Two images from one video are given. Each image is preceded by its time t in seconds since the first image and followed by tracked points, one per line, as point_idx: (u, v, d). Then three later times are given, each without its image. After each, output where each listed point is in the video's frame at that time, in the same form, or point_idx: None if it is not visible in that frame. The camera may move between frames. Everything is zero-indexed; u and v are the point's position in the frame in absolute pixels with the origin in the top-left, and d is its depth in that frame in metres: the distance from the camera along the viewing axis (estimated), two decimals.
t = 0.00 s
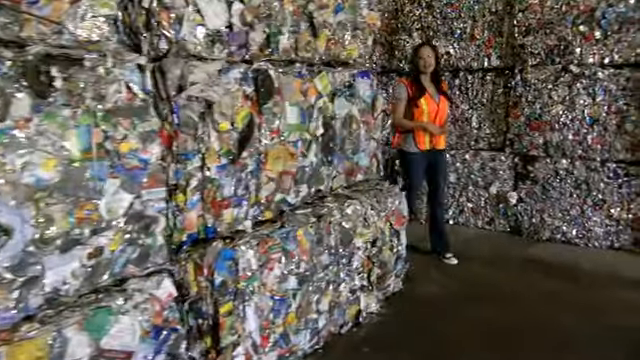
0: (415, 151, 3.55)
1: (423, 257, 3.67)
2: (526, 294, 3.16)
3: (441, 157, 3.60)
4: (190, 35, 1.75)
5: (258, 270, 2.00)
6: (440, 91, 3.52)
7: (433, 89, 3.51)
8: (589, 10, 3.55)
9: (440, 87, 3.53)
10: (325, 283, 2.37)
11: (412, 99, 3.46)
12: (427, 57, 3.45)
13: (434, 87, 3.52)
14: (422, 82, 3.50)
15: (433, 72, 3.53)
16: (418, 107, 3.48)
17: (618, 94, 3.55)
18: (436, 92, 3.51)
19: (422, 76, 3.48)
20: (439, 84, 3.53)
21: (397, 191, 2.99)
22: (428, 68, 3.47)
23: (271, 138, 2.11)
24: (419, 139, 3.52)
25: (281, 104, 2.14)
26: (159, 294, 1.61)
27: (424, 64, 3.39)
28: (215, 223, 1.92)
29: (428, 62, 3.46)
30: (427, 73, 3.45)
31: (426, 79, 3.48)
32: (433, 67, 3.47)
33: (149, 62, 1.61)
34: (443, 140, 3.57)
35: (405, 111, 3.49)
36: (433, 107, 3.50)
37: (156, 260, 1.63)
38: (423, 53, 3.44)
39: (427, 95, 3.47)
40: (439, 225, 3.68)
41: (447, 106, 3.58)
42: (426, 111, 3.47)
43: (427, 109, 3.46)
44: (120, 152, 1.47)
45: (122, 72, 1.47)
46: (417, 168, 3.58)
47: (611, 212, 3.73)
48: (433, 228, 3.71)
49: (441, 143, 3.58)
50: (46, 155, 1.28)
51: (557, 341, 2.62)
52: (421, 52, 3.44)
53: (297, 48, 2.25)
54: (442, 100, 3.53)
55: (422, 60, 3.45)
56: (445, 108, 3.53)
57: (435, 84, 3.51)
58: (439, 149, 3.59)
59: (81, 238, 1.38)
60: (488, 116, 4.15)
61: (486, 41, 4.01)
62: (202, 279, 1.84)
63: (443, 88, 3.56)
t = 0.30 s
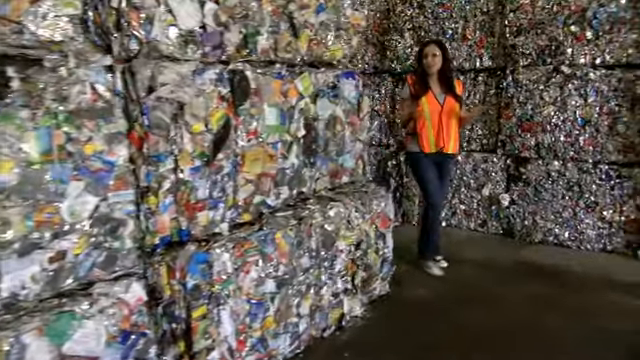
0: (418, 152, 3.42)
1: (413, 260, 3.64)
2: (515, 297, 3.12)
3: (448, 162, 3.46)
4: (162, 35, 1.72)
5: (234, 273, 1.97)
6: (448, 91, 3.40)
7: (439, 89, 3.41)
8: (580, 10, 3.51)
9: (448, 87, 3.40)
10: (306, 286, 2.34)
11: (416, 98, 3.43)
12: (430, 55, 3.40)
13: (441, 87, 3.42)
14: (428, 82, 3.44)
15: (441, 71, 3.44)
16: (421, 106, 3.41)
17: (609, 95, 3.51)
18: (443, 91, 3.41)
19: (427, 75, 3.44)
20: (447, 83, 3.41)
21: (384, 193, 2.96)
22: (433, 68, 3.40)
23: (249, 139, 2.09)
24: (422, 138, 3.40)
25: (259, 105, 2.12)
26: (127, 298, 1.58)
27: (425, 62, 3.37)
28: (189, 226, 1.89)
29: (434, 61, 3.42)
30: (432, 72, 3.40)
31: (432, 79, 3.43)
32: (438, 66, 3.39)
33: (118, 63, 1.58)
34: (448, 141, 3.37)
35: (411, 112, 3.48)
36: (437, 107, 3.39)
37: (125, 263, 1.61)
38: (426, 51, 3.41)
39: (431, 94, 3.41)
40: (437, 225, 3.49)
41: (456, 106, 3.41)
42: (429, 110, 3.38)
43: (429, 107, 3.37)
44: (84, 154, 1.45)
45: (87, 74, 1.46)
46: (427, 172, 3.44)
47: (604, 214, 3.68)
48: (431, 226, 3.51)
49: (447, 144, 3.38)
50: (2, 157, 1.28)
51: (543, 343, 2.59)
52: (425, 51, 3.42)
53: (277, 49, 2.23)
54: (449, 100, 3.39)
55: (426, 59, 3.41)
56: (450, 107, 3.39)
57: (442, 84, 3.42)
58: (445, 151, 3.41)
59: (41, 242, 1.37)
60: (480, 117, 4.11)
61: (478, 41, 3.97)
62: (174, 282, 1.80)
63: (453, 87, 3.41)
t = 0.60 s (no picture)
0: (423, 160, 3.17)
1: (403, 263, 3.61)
2: (504, 300, 3.07)
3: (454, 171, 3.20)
4: (132, 36, 1.69)
5: (209, 277, 1.95)
6: (454, 96, 3.16)
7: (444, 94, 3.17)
8: (571, 11, 3.47)
9: (454, 91, 3.16)
10: (285, 290, 2.31)
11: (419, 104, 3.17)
12: (434, 58, 3.13)
13: (447, 91, 3.17)
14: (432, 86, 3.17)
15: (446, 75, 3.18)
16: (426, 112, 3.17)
17: (601, 96, 3.46)
18: (449, 96, 3.17)
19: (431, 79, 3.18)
20: (453, 87, 3.16)
21: (370, 195, 2.93)
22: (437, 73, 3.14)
23: (225, 140, 2.07)
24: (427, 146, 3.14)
25: (236, 106, 2.10)
26: (93, 303, 1.55)
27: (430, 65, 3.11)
28: (162, 229, 1.86)
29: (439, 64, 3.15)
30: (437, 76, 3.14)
31: (436, 83, 3.16)
32: (443, 70, 3.13)
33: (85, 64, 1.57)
34: (455, 149, 3.12)
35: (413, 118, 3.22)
36: (444, 113, 3.16)
37: (91, 267, 1.57)
38: (429, 54, 3.15)
39: (437, 99, 3.16)
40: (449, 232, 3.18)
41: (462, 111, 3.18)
42: (435, 116, 3.14)
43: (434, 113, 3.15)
44: (45, 156, 1.44)
45: (49, 76, 1.45)
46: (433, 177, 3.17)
47: (596, 217, 3.63)
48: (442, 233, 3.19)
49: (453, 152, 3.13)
50: None
51: (528, 347, 2.54)
52: (427, 54, 3.16)
53: (255, 50, 2.20)
54: (455, 106, 3.16)
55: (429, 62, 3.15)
56: (456, 113, 3.16)
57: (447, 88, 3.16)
58: (451, 160, 3.15)
59: None
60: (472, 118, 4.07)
61: (469, 42, 3.93)
62: (145, 286, 1.79)
63: (459, 92, 3.17)
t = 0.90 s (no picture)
0: (434, 165, 2.92)
1: (391, 266, 3.57)
2: (490, 304, 3.02)
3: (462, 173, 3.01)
4: (101, 37, 1.67)
5: (182, 281, 1.92)
6: (461, 94, 3.04)
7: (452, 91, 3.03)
8: (560, 11, 3.42)
9: (461, 88, 3.06)
10: (264, 294, 2.28)
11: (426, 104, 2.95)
12: (440, 52, 3.02)
13: (452, 89, 3.05)
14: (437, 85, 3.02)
15: (450, 72, 3.08)
16: (434, 112, 2.95)
17: (591, 98, 3.42)
18: (456, 94, 3.04)
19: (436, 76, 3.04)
20: (459, 84, 3.06)
21: (355, 198, 2.89)
22: (442, 67, 3.03)
23: (201, 143, 2.04)
24: (439, 150, 2.89)
25: (211, 109, 2.07)
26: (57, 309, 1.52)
27: (436, 59, 2.99)
28: (133, 233, 1.83)
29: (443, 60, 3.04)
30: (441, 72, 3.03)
31: (442, 79, 3.04)
32: (448, 65, 3.04)
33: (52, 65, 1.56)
34: (466, 150, 2.95)
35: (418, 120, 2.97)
36: (453, 112, 2.99)
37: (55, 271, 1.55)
38: (433, 48, 3.04)
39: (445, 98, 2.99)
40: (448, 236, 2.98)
41: (470, 110, 3.05)
42: (444, 116, 2.96)
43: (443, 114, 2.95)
44: (4, 160, 1.41)
45: (10, 77, 1.43)
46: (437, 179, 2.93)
47: (587, 220, 3.58)
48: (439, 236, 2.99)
49: (464, 152, 2.96)
50: None
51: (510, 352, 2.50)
52: (431, 49, 3.05)
53: (232, 51, 2.17)
54: (463, 104, 3.03)
55: (434, 57, 3.03)
56: (465, 111, 3.01)
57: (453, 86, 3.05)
58: (461, 162, 2.98)
59: None
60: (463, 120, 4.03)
61: (459, 43, 3.90)
62: (115, 291, 1.75)
63: (465, 89, 3.07)
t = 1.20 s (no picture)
0: (433, 171, 2.77)
1: (378, 269, 3.54)
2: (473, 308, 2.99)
3: (463, 178, 2.87)
4: (66, 38, 1.64)
5: (151, 286, 1.88)
6: (461, 95, 2.86)
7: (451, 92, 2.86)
8: (547, 12, 3.39)
9: (459, 89, 2.88)
10: (240, 299, 2.25)
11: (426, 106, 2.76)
12: (440, 49, 2.82)
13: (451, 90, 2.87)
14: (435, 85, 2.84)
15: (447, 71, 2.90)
16: (434, 116, 2.78)
17: (578, 100, 3.39)
18: (454, 95, 2.86)
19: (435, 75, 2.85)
20: (457, 85, 2.89)
21: (336, 201, 2.86)
22: (442, 66, 2.83)
23: (173, 146, 2.01)
24: (440, 156, 2.76)
25: (183, 111, 2.04)
26: (16, 315, 1.52)
27: (438, 57, 2.80)
28: (101, 238, 1.79)
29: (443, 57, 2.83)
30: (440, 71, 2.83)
31: (441, 79, 2.85)
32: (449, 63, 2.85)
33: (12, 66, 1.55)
34: (466, 156, 2.83)
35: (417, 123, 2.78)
36: (453, 116, 2.82)
37: (14, 277, 1.54)
38: (432, 44, 2.83)
39: (446, 100, 2.80)
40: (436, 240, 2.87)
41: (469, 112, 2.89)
42: (445, 120, 2.79)
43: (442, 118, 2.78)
44: None
45: None
46: (434, 179, 2.79)
47: (575, 223, 3.54)
48: (428, 237, 2.89)
49: (463, 157, 2.83)
50: None
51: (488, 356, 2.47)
52: (430, 45, 2.83)
53: (206, 52, 2.14)
54: (463, 106, 2.86)
55: (434, 55, 2.83)
56: (464, 114, 2.85)
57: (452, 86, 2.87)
58: (462, 167, 2.85)
59: None
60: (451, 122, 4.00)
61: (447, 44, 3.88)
62: (81, 296, 1.71)
63: (463, 89, 2.90)
